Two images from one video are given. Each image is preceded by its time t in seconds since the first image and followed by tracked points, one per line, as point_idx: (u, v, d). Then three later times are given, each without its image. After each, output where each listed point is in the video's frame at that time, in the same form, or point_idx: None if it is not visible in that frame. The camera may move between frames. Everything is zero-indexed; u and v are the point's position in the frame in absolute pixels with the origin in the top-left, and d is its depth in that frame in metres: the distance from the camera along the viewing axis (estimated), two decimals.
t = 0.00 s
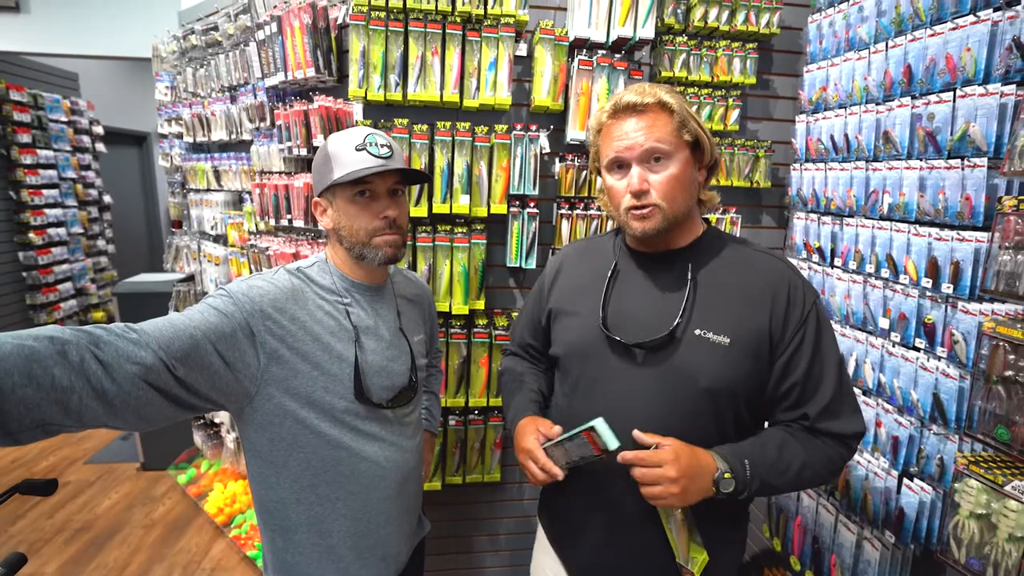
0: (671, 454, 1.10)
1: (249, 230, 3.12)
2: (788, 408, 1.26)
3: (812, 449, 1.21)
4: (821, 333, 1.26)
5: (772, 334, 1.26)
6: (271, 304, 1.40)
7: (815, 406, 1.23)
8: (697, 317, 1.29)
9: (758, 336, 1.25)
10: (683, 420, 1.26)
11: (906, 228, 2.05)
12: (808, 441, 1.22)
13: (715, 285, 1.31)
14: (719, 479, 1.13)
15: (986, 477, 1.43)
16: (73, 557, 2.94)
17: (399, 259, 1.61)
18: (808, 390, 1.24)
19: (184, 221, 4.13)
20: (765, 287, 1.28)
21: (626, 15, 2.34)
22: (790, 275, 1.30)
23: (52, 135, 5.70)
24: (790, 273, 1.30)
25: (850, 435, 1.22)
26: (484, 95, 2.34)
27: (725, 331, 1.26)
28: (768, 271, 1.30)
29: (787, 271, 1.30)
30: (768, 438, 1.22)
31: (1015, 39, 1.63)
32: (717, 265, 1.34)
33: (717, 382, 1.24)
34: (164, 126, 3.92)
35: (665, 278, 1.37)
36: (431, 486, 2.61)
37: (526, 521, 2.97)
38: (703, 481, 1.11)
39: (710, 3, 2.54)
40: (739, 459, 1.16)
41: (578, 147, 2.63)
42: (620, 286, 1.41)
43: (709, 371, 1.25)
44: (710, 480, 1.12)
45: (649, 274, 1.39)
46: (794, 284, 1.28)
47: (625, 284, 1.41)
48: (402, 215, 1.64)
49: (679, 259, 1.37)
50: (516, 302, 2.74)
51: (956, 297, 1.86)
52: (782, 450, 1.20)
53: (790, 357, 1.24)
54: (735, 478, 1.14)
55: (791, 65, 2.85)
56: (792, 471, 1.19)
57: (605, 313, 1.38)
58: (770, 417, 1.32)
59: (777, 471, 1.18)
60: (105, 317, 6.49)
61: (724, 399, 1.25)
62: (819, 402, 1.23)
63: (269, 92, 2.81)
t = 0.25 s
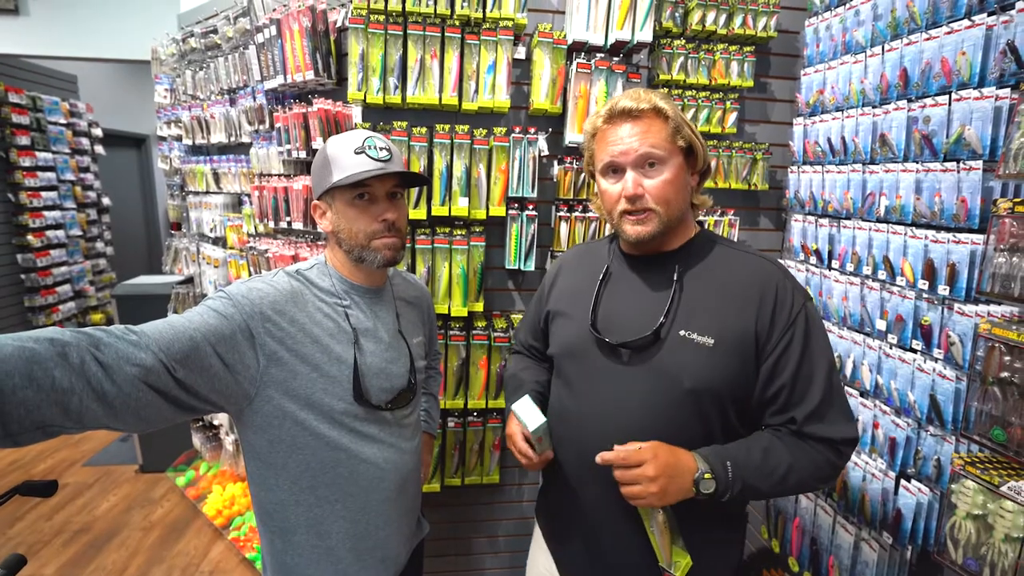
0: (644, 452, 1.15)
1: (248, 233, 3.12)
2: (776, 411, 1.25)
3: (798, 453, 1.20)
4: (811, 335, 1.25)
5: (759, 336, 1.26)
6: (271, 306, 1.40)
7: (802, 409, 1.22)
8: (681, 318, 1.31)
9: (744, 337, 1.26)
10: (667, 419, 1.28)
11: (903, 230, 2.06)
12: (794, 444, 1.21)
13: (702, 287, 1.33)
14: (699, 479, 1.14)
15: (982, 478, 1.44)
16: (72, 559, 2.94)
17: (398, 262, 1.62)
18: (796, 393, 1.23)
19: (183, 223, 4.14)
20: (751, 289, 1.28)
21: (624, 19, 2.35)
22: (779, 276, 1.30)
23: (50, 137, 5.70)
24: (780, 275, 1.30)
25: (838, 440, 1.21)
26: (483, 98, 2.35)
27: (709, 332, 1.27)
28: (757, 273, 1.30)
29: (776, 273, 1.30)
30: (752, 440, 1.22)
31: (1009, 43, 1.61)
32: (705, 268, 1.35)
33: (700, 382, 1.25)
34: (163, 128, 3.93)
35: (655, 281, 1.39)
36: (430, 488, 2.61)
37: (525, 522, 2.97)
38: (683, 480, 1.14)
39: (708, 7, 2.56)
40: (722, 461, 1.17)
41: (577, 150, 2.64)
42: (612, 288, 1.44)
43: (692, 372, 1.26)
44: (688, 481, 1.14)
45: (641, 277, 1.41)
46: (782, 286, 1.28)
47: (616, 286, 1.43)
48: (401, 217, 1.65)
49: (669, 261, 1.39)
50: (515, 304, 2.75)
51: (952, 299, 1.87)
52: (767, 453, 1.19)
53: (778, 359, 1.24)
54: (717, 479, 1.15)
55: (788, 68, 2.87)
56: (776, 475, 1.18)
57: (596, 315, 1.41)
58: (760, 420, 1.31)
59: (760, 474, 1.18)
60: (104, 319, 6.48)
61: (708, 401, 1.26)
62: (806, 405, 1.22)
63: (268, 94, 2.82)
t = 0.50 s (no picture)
0: (628, 445, 1.18)
1: (249, 234, 3.13)
2: (769, 413, 1.25)
3: (788, 454, 1.19)
4: (804, 336, 1.24)
5: (751, 337, 1.26)
6: (272, 307, 1.41)
7: (793, 411, 1.21)
8: (673, 320, 1.31)
9: (736, 339, 1.26)
10: (661, 421, 1.28)
11: (903, 232, 2.06)
12: (784, 445, 1.20)
13: (694, 289, 1.33)
14: (683, 473, 1.15)
15: (983, 480, 1.45)
16: (73, 561, 2.94)
17: (399, 264, 1.62)
18: (788, 395, 1.22)
19: (184, 225, 4.15)
20: (744, 290, 1.28)
21: (624, 21, 2.36)
22: (773, 277, 1.29)
23: (53, 140, 5.72)
24: (773, 276, 1.29)
25: (831, 442, 1.20)
26: (483, 100, 2.35)
27: (701, 333, 1.27)
28: (750, 274, 1.30)
29: (770, 273, 1.29)
30: (742, 439, 1.22)
31: (1009, 45, 1.62)
32: (698, 269, 1.35)
33: (690, 384, 1.26)
34: (165, 130, 3.94)
35: (650, 282, 1.39)
36: (430, 490, 2.61)
37: (526, 524, 2.97)
38: (667, 474, 1.15)
39: (707, 9, 2.56)
40: (709, 458, 1.17)
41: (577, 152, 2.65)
42: (609, 290, 1.44)
43: (684, 373, 1.26)
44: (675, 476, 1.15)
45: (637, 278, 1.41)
46: (775, 286, 1.27)
47: (612, 289, 1.44)
48: (402, 220, 1.65)
49: (663, 263, 1.39)
50: (515, 305, 2.75)
51: (952, 301, 1.87)
52: (755, 453, 1.19)
53: (769, 360, 1.23)
54: (701, 475, 1.15)
55: (788, 70, 2.87)
56: (765, 474, 1.17)
57: (592, 318, 1.42)
58: (754, 422, 1.30)
59: (748, 472, 1.17)
60: (106, 321, 6.49)
61: (701, 402, 1.26)
62: (798, 407, 1.21)
63: (269, 97, 2.83)
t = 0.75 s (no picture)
0: (634, 436, 1.18)
1: (250, 235, 3.14)
2: (772, 411, 1.24)
3: (795, 449, 1.19)
4: (805, 334, 1.24)
5: (751, 336, 1.26)
6: (273, 308, 1.41)
7: (797, 408, 1.21)
8: (673, 319, 1.31)
9: (736, 338, 1.26)
10: (663, 420, 1.28)
11: (904, 233, 2.06)
12: (790, 441, 1.20)
13: (694, 288, 1.33)
14: (691, 465, 1.14)
15: (984, 482, 1.45)
16: (75, 560, 2.95)
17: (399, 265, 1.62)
18: (790, 393, 1.22)
19: (185, 226, 4.15)
20: (743, 289, 1.28)
21: (625, 23, 2.36)
22: (772, 276, 1.29)
23: (55, 141, 5.74)
24: (773, 275, 1.29)
25: (834, 439, 1.20)
26: (484, 101, 2.35)
27: (701, 333, 1.28)
28: (750, 273, 1.30)
29: (769, 272, 1.29)
30: (748, 434, 1.22)
31: (1010, 46, 1.62)
32: (698, 269, 1.35)
33: (691, 383, 1.26)
34: (167, 132, 3.95)
35: (651, 282, 1.39)
36: (431, 491, 2.61)
37: (526, 525, 2.96)
38: (674, 465, 1.14)
39: (708, 10, 2.56)
40: (716, 450, 1.17)
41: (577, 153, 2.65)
42: (609, 290, 1.45)
43: (684, 372, 1.27)
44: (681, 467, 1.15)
45: (637, 278, 1.42)
46: (774, 285, 1.27)
47: (611, 290, 1.44)
48: (402, 221, 1.66)
49: (665, 262, 1.39)
50: (516, 306, 2.75)
51: (953, 302, 1.87)
52: (761, 446, 1.19)
53: (769, 359, 1.23)
54: (709, 467, 1.15)
55: (789, 71, 2.87)
56: (773, 468, 1.17)
57: (592, 318, 1.42)
58: (756, 421, 1.30)
59: (755, 466, 1.17)
60: (108, 322, 6.50)
61: (702, 401, 1.26)
62: (801, 405, 1.21)
63: (271, 98, 2.84)
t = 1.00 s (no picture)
0: (694, 457, 1.06)
1: (250, 237, 3.14)
2: (780, 411, 1.25)
3: (814, 446, 1.19)
4: (808, 333, 1.25)
5: (755, 337, 1.26)
6: (271, 309, 1.41)
7: (810, 406, 1.21)
8: (676, 320, 1.32)
9: (740, 338, 1.26)
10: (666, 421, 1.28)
11: (903, 234, 2.06)
12: (809, 439, 1.19)
13: (697, 289, 1.33)
14: (727, 473, 1.11)
15: (983, 483, 1.45)
16: (75, 561, 2.95)
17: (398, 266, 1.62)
18: (797, 392, 1.22)
19: (185, 228, 4.16)
20: (746, 289, 1.29)
21: (624, 23, 2.37)
22: (774, 276, 1.30)
23: (55, 143, 5.75)
24: (775, 276, 1.30)
25: (848, 434, 1.21)
26: (483, 102, 2.36)
27: (705, 333, 1.28)
28: (751, 274, 1.31)
29: (770, 272, 1.30)
30: (768, 433, 1.20)
31: (1009, 46, 1.62)
32: (699, 270, 1.36)
33: (695, 384, 1.26)
34: (166, 133, 3.96)
35: (654, 283, 1.39)
36: (430, 492, 2.61)
37: (526, 526, 2.96)
38: (712, 472, 1.09)
39: (707, 11, 2.57)
40: (748, 453, 1.14)
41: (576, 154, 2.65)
42: (609, 291, 1.44)
43: (688, 373, 1.27)
44: (716, 479, 1.11)
45: (639, 279, 1.42)
46: (776, 285, 1.28)
47: (612, 291, 1.44)
48: (400, 222, 1.66)
49: (666, 263, 1.39)
50: (515, 307, 2.75)
51: (952, 303, 1.87)
52: (786, 446, 1.17)
53: (775, 358, 1.23)
54: (743, 473, 1.12)
55: (788, 72, 2.87)
56: (796, 467, 1.16)
57: (594, 319, 1.41)
58: (759, 422, 1.30)
59: (781, 468, 1.15)
60: (108, 323, 6.51)
61: (704, 401, 1.26)
62: (812, 403, 1.21)
63: (270, 99, 2.84)
